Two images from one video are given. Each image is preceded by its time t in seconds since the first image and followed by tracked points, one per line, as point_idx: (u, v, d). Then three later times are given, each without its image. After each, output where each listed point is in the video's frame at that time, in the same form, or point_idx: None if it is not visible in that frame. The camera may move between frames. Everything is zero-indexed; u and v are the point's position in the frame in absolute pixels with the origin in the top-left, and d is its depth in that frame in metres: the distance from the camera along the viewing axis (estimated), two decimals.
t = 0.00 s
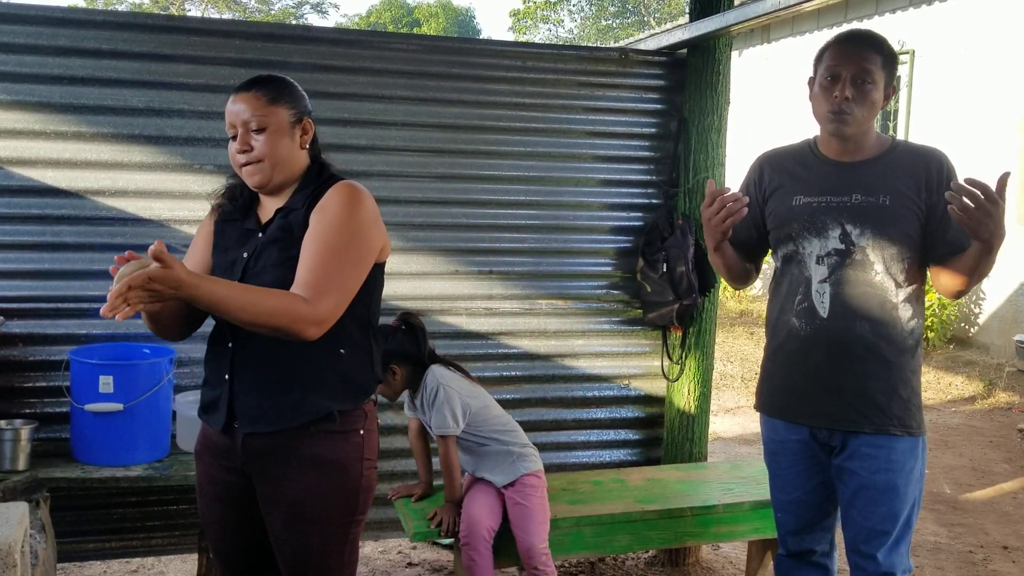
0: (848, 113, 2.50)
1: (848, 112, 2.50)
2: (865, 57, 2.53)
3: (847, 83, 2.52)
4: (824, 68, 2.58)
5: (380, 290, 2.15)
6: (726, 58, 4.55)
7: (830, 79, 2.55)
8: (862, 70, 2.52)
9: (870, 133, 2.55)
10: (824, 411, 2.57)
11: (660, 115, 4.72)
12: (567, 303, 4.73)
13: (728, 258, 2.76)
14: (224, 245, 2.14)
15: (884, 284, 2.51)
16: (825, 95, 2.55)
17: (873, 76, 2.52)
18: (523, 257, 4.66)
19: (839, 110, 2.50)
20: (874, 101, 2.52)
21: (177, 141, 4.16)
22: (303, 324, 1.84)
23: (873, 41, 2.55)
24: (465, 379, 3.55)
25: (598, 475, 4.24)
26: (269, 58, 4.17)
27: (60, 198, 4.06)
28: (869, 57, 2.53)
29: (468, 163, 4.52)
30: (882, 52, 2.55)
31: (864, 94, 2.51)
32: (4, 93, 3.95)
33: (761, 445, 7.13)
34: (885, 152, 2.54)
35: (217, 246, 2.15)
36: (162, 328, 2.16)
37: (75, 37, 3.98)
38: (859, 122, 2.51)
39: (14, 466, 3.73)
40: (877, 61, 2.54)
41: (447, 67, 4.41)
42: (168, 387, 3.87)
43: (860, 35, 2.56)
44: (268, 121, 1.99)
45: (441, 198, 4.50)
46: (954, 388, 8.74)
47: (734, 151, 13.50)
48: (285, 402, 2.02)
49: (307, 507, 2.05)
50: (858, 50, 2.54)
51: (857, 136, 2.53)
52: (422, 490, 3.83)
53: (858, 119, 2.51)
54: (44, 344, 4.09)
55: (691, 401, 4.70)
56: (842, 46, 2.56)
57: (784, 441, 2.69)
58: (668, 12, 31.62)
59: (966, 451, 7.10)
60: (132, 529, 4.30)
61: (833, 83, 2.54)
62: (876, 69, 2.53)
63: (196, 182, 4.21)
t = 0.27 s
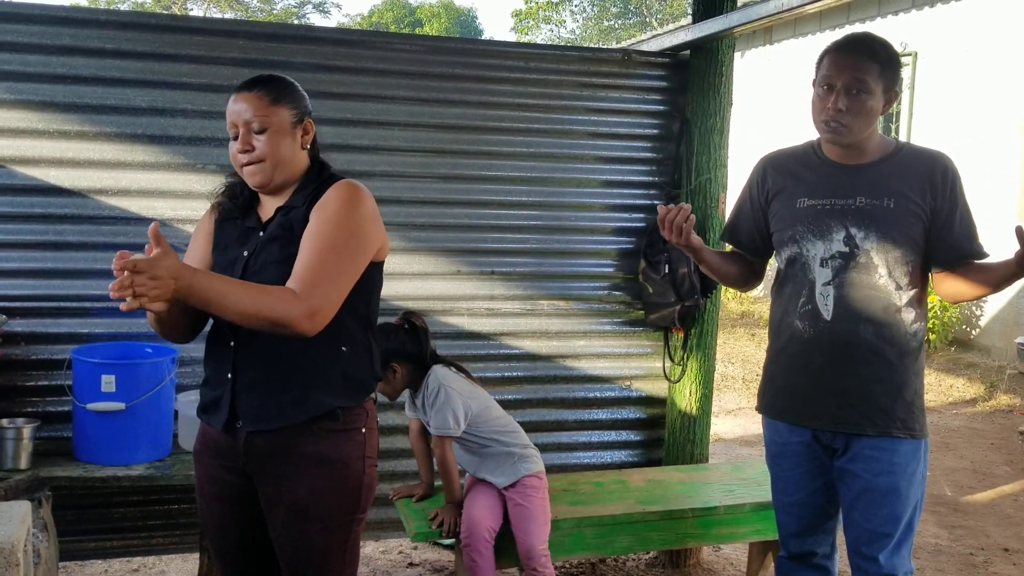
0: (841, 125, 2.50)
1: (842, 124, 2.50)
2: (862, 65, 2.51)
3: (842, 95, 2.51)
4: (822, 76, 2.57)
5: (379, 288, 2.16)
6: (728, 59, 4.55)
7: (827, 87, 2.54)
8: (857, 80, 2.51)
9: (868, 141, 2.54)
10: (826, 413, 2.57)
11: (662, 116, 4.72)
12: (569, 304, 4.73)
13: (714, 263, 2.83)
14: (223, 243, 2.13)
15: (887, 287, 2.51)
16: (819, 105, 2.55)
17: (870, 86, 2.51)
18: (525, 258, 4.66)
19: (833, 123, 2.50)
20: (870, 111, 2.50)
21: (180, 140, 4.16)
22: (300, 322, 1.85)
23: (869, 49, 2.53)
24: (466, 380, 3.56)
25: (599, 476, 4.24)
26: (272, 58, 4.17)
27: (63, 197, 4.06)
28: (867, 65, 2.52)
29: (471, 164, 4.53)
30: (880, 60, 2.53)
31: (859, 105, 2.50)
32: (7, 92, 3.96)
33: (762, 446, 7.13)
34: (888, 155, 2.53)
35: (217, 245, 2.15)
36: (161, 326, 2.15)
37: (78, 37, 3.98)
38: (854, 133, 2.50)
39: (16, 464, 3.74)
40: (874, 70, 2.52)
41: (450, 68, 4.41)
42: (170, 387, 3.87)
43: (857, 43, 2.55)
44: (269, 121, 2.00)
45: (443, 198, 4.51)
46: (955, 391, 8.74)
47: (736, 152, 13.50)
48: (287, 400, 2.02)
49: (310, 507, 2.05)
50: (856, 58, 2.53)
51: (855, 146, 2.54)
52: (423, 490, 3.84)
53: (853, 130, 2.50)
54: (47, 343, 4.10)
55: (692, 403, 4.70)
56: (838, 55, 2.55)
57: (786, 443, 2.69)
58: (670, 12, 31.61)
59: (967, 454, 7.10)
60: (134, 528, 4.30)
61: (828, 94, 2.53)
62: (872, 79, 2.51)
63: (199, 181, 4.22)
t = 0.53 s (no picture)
0: (844, 128, 2.50)
1: (844, 127, 2.50)
2: (862, 68, 2.51)
3: (843, 97, 2.51)
4: (822, 79, 2.57)
5: (376, 288, 2.16)
6: (730, 61, 4.54)
7: (827, 90, 2.55)
8: (858, 82, 2.50)
9: (868, 143, 2.54)
10: (826, 416, 2.57)
11: (663, 118, 4.73)
12: (569, 305, 4.73)
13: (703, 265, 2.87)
14: (219, 245, 2.13)
15: (888, 290, 2.51)
16: (821, 108, 2.55)
17: (871, 87, 2.50)
18: (526, 259, 4.66)
19: (834, 126, 2.50)
20: (871, 113, 2.50)
21: (181, 140, 4.16)
22: (298, 320, 1.83)
23: (870, 52, 2.53)
24: (465, 381, 3.56)
25: (599, 477, 4.24)
26: (274, 57, 4.17)
27: (64, 196, 4.06)
28: (867, 67, 2.52)
29: (472, 165, 4.53)
30: (881, 62, 2.53)
31: (860, 107, 2.50)
32: (9, 91, 3.95)
33: (761, 449, 7.13)
34: (888, 159, 2.54)
35: (213, 246, 2.14)
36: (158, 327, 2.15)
37: (80, 35, 3.98)
38: (856, 135, 2.51)
39: (15, 463, 3.74)
40: (875, 72, 2.52)
41: (452, 68, 4.41)
42: (169, 386, 3.87)
43: (857, 46, 2.55)
44: (267, 122, 2.00)
45: (444, 199, 4.51)
46: (955, 394, 8.74)
47: (737, 154, 13.50)
48: (285, 400, 2.02)
49: (308, 506, 2.05)
50: (856, 61, 2.53)
51: (858, 148, 2.54)
52: (423, 491, 3.84)
53: (855, 133, 2.50)
54: (47, 342, 4.10)
55: (692, 405, 4.70)
56: (838, 58, 2.55)
57: (787, 445, 2.69)
58: (670, 14, 31.62)
59: (966, 457, 7.10)
60: (133, 528, 4.30)
61: (829, 97, 2.54)
62: (874, 81, 2.51)
63: (200, 181, 4.22)
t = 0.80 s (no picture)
0: (842, 130, 2.50)
1: (842, 129, 2.50)
2: (861, 69, 2.51)
3: (841, 99, 2.51)
4: (820, 81, 2.57)
5: (370, 286, 2.16)
6: (730, 62, 4.54)
7: (826, 92, 2.55)
8: (856, 84, 2.50)
9: (868, 144, 2.54)
10: (825, 416, 2.57)
11: (663, 119, 4.73)
12: (570, 305, 4.73)
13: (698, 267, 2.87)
14: (213, 244, 2.13)
15: (888, 290, 2.51)
16: (819, 110, 2.55)
17: (869, 89, 2.50)
18: (526, 259, 4.66)
19: (832, 129, 2.50)
20: (870, 114, 2.50)
21: (182, 140, 4.16)
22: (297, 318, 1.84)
23: (868, 53, 2.53)
24: (468, 382, 3.56)
25: (599, 478, 4.24)
26: (274, 58, 4.17)
27: (64, 196, 4.06)
28: (865, 68, 2.51)
29: (472, 166, 4.53)
30: (878, 63, 2.53)
31: (859, 109, 2.49)
32: (9, 91, 3.96)
33: (762, 450, 7.13)
34: (888, 159, 2.54)
35: (207, 246, 2.14)
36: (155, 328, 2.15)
37: (80, 36, 3.98)
38: (855, 136, 2.51)
39: (16, 463, 3.74)
40: (873, 73, 2.51)
41: (452, 69, 4.42)
42: (169, 387, 3.87)
43: (855, 48, 2.54)
44: (261, 124, 1.99)
45: (444, 199, 4.51)
46: (955, 394, 8.74)
47: (737, 155, 13.51)
48: (280, 399, 2.02)
49: (304, 506, 2.05)
50: (854, 63, 2.52)
51: (857, 149, 2.54)
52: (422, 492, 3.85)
53: (853, 135, 2.50)
54: (47, 342, 4.10)
55: (692, 405, 4.70)
56: (835, 60, 2.55)
57: (787, 446, 2.69)
58: (671, 15, 31.62)
59: (966, 458, 7.10)
60: (133, 528, 4.30)
61: (827, 99, 2.54)
62: (872, 82, 2.51)
63: (200, 181, 4.22)
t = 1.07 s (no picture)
0: (844, 129, 2.50)
1: (844, 129, 2.49)
2: (862, 69, 2.51)
3: (843, 99, 2.51)
4: (821, 81, 2.56)
5: (360, 284, 2.15)
6: (730, 61, 4.54)
7: (827, 92, 2.54)
8: (857, 83, 2.50)
9: (869, 143, 2.54)
10: (824, 415, 2.57)
11: (664, 118, 4.73)
12: (570, 305, 4.73)
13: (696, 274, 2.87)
14: (203, 242, 2.13)
15: (889, 291, 2.50)
16: (820, 110, 2.55)
17: (870, 88, 2.50)
18: (526, 258, 4.66)
19: (834, 129, 2.50)
20: (871, 114, 2.50)
21: (182, 139, 4.16)
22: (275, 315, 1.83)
23: (868, 52, 2.53)
24: (471, 382, 3.57)
25: (598, 477, 4.24)
26: (274, 57, 4.17)
27: (64, 195, 4.06)
28: (866, 67, 2.51)
29: (473, 165, 4.52)
30: (878, 62, 2.53)
31: (861, 109, 2.49)
32: (9, 90, 3.95)
33: (762, 449, 7.13)
34: (888, 159, 2.53)
35: (197, 243, 2.14)
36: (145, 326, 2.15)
37: (80, 35, 3.98)
38: (857, 136, 2.50)
39: (15, 462, 3.73)
40: (873, 72, 2.51)
41: (452, 68, 4.41)
42: (169, 386, 3.87)
43: (854, 47, 2.54)
44: (250, 123, 1.99)
45: (444, 199, 4.50)
46: (955, 394, 8.73)
47: (737, 154, 13.50)
48: (272, 398, 2.02)
49: (296, 504, 2.05)
50: (854, 62, 2.52)
51: (858, 149, 2.54)
52: (421, 491, 3.85)
53: (855, 134, 2.50)
54: (47, 341, 4.09)
55: (692, 405, 4.70)
56: (835, 59, 2.55)
57: (787, 445, 2.68)
58: (671, 14, 31.61)
59: (967, 458, 7.09)
60: (133, 527, 4.30)
61: (829, 99, 2.53)
62: (872, 81, 2.51)
63: (200, 180, 4.22)
